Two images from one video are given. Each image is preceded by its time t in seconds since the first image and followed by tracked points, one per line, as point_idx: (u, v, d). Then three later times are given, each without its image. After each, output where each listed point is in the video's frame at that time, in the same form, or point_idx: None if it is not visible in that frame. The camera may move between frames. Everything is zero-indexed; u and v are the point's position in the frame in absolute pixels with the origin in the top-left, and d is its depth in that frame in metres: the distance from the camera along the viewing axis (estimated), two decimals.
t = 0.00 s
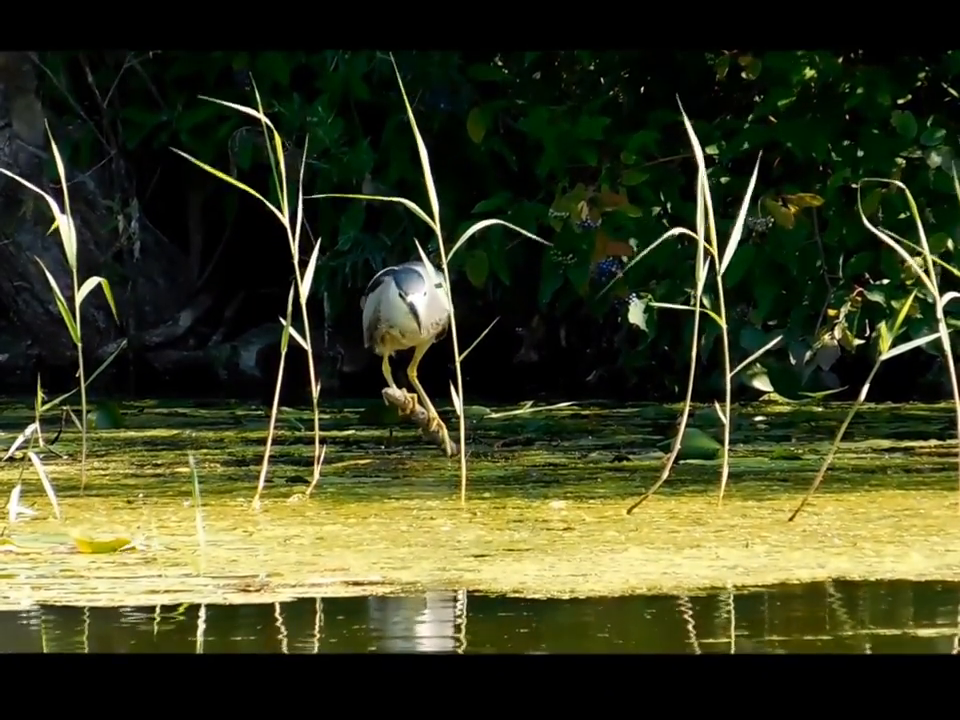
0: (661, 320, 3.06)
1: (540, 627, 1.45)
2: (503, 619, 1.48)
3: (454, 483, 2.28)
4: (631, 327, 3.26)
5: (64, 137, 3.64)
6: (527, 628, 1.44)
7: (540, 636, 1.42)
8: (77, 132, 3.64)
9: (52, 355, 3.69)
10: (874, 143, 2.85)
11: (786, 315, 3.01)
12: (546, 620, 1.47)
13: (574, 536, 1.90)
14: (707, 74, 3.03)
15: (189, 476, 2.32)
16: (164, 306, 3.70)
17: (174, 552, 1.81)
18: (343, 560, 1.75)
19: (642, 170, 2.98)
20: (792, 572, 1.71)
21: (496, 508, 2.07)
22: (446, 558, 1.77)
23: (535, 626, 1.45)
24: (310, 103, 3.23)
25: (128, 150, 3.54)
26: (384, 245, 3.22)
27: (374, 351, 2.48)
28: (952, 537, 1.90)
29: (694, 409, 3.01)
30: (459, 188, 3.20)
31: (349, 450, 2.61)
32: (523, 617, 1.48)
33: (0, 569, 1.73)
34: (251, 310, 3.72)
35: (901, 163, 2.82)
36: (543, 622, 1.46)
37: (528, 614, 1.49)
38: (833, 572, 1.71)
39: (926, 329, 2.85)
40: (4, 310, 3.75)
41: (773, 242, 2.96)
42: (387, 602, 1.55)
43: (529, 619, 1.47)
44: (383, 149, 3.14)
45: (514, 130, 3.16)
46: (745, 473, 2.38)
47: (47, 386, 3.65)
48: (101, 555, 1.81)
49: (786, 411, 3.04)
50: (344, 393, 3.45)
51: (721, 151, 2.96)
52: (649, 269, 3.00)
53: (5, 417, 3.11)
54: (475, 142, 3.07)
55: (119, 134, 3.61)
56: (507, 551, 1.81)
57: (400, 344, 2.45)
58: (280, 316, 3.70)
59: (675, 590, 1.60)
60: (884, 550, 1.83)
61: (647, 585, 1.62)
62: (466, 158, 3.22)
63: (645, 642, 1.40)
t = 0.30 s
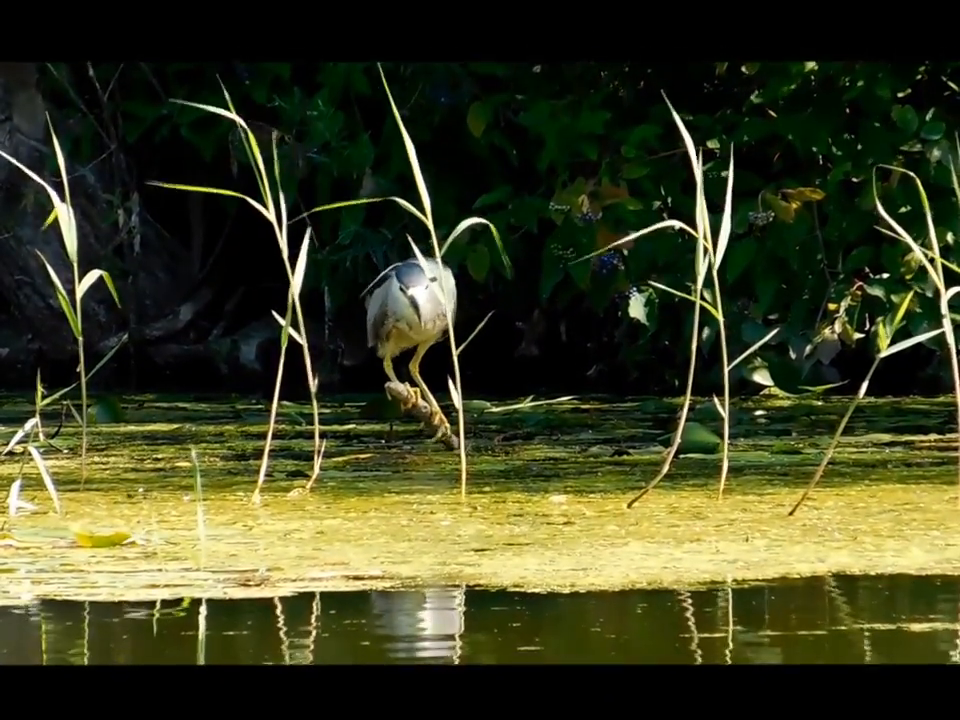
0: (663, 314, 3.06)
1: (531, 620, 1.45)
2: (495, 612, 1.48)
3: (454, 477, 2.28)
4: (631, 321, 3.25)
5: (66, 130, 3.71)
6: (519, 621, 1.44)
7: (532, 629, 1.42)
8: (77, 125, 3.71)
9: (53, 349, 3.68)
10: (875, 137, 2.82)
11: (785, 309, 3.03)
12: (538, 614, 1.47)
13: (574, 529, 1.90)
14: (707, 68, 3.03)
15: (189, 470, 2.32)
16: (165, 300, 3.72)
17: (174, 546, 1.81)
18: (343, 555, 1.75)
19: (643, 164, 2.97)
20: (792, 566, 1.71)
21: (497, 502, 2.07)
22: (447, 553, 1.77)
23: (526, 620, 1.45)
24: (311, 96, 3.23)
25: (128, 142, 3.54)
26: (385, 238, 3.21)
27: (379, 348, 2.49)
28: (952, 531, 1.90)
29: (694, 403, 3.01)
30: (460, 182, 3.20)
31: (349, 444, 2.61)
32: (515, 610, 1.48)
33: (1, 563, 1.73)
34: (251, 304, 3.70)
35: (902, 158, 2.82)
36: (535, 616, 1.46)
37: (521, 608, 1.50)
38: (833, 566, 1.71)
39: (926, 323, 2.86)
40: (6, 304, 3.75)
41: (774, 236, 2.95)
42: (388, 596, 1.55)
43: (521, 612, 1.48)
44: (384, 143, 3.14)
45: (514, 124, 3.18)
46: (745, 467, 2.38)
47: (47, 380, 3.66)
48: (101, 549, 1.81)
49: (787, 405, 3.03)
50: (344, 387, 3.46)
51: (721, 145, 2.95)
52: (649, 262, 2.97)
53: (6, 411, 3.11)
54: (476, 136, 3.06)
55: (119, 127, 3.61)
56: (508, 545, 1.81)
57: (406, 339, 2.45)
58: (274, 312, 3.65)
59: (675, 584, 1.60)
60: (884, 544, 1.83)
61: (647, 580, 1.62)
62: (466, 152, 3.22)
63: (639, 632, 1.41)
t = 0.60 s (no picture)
0: (663, 309, 3.05)
1: (522, 617, 1.45)
2: (492, 609, 1.47)
3: (454, 474, 2.28)
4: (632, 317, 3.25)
5: (65, 126, 3.67)
6: (512, 618, 1.44)
7: (525, 626, 1.42)
8: (77, 121, 3.66)
9: (53, 346, 3.68)
10: (877, 132, 2.83)
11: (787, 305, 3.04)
12: (534, 611, 1.47)
13: (574, 526, 1.89)
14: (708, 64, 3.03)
15: (189, 467, 2.32)
16: (165, 297, 3.70)
17: (174, 543, 1.81)
18: (343, 551, 1.75)
19: (644, 161, 2.96)
20: (793, 562, 1.71)
21: (497, 499, 2.07)
22: (446, 549, 1.77)
23: (517, 617, 1.45)
24: (311, 93, 3.23)
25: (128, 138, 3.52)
26: (384, 234, 3.20)
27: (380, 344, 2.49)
28: (953, 528, 1.89)
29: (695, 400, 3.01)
30: (460, 177, 3.20)
31: (349, 440, 2.60)
32: (509, 607, 1.48)
33: (1, 560, 1.73)
34: (250, 302, 3.68)
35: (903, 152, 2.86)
36: (532, 613, 1.46)
37: (514, 604, 1.49)
38: (834, 563, 1.71)
39: (927, 320, 2.85)
40: (5, 301, 3.75)
41: (775, 233, 2.94)
42: (389, 593, 1.55)
43: (516, 610, 1.47)
44: (384, 138, 3.14)
45: (515, 119, 3.16)
46: (746, 464, 2.38)
47: (46, 377, 3.64)
48: (101, 546, 1.81)
49: (788, 401, 3.02)
50: (344, 383, 3.45)
51: (724, 141, 2.96)
52: (650, 258, 2.96)
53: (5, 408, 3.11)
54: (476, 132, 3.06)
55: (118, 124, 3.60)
56: (508, 542, 1.81)
57: (402, 341, 2.45)
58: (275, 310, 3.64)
59: (675, 581, 1.60)
60: (885, 540, 1.83)
61: (647, 576, 1.62)
62: (467, 148, 3.21)
63: (636, 629, 1.40)
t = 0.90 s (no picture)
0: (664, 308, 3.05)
1: (515, 616, 1.44)
2: (494, 608, 1.47)
3: (455, 472, 2.28)
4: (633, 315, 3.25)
5: (65, 124, 3.66)
6: (505, 617, 1.43)
7: (518, 625, 1.41)
8: (76, 118, 3.65)
9: (53, 343, 3.68)
10: (878, 131, 2.83)
11: (788, 304, 3.02)
12: (534, 610, 1.47)
13: (574, 524, 1.89)
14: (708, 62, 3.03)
15: (189, 465, 2.32)
16: (165, 294, 3.68)
17: (174, 541, 1.80)
18: (343, 550, 1.75)
19: (644, 160, 2.94)
20: (794, 561, 1.71)
21: (497, 497, 2.07)
22: (447, 548, 1.76)
23: (510, 616, 1.44)
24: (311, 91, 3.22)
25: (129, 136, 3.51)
26: (386, 233, 3.21)
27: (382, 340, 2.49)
28: (954, 525, 1.89)
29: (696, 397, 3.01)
30: (460, 176, 3.21)
31: (350, 438, 2.60)
32: (511, 606, 1.48)
33: (1, 558, 1.73)
34: (250, 300, 3.66)
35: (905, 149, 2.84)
36: (534, 612, 1.45)
37: (514, 603, 1.49)
38: (835, 561, 1.70)
39: (926, 317, 2.85)
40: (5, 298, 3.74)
41: (775, 230, 2.94)
42: (391, 592, 1.54)
43: (518, 609, 1.47)
44: (384, 136, 3.14)
45: (515, 117, 3.16)
46: (747, 462, 2.37)
47: (45, 375, 3.65)
48: (101, 544, 1.80)
49: (791, 399, 3.01)
50: (344, 381, 3.45)
51: (724, 139, 2.96)
52: (651, 254, 2.99)
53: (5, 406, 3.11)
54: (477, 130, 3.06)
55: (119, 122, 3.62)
56: (508, 540, 1.81)
57: (406, 332, 2.44)
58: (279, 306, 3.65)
59: (676, 579, 1.60)
60: (885, 538, 1.83)
61: (649, 575, 1.62)
62: (467, 145, 3.21)
63: (634, 629, 1.40)
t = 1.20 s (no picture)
0: (665, 308, 3.05)
1: (507, 617, 1.44)
2: (493, 608, 1.47)
3: (455, 472, 2.28)
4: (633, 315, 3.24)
5: (65, 124, 3.65)
6: (495, 618, 1.43)
7: (509, 626, 1.41)
8: (77, 119, 3.65)
9: (54, 343, 3.69)
10: (879, 130, 2.83)
11: (788, 304, 3.00)
12: (534, 610, 1.46)
13: (575, 524, 1.89)
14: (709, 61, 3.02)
15: (189, 466, 2.32)
16: (167, 294, 3.69)
17: (174, 541, 1.80)
18: (343, 550, 1.75)
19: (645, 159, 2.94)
20: (794, 561, 1.70)
21: (497, 497, 2.06)
22: (448, 548, 1.76)
23: (501, 617, 1.44)
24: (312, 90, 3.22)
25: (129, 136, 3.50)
26: (386, 233, 3.21)
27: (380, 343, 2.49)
28: (955, 526, 1.89)
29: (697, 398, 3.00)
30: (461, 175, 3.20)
31: (350, 439, 2.60)
32: (510, 607, 1.47)
33: (0, 558, 1.73)
34: (251, 299, 3.65)
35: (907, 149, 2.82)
36: (533, 612, 1.45)
37: (513, 604, 1.49)
38: (835, 561, 1.70)
39: (928, 317, 2.85)
40: (6, 298, 3.75)
41: (777, 230, 2.91)
42: (391, 593, 1.54)
43: (517, 609, 1.46)
44: (386, 135, 3.14)
45: (516, 117, 3.15)
46: (748, 462, 2.37)
47: (45, 375, 3.65)
48: (101, 544, 1.80)
49: (791, 399, 3.01)
50: (345, 380, 3.44)
51: (725, 139, 2.94)
52: (651, 254, 2.98)
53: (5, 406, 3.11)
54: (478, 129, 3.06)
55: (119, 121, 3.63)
56: (508, 540, 1.80)
57: (405, 337, 2.44)
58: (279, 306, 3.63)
59: (676, 580, 1.59)
60: (886, 538, 1.82)
61: (649, 575, 1.62)
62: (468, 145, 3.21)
63: (632, 629, 1.40)
